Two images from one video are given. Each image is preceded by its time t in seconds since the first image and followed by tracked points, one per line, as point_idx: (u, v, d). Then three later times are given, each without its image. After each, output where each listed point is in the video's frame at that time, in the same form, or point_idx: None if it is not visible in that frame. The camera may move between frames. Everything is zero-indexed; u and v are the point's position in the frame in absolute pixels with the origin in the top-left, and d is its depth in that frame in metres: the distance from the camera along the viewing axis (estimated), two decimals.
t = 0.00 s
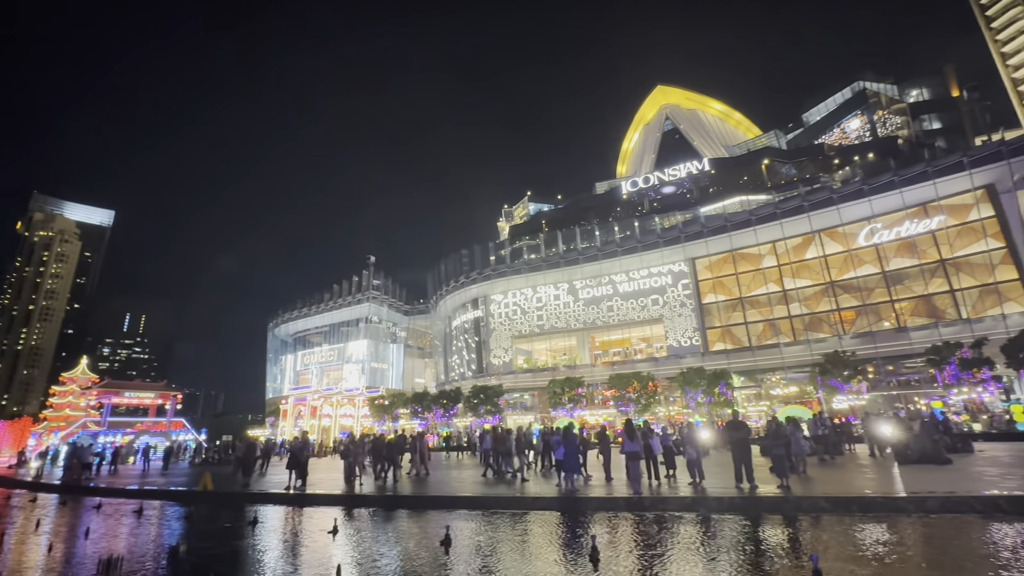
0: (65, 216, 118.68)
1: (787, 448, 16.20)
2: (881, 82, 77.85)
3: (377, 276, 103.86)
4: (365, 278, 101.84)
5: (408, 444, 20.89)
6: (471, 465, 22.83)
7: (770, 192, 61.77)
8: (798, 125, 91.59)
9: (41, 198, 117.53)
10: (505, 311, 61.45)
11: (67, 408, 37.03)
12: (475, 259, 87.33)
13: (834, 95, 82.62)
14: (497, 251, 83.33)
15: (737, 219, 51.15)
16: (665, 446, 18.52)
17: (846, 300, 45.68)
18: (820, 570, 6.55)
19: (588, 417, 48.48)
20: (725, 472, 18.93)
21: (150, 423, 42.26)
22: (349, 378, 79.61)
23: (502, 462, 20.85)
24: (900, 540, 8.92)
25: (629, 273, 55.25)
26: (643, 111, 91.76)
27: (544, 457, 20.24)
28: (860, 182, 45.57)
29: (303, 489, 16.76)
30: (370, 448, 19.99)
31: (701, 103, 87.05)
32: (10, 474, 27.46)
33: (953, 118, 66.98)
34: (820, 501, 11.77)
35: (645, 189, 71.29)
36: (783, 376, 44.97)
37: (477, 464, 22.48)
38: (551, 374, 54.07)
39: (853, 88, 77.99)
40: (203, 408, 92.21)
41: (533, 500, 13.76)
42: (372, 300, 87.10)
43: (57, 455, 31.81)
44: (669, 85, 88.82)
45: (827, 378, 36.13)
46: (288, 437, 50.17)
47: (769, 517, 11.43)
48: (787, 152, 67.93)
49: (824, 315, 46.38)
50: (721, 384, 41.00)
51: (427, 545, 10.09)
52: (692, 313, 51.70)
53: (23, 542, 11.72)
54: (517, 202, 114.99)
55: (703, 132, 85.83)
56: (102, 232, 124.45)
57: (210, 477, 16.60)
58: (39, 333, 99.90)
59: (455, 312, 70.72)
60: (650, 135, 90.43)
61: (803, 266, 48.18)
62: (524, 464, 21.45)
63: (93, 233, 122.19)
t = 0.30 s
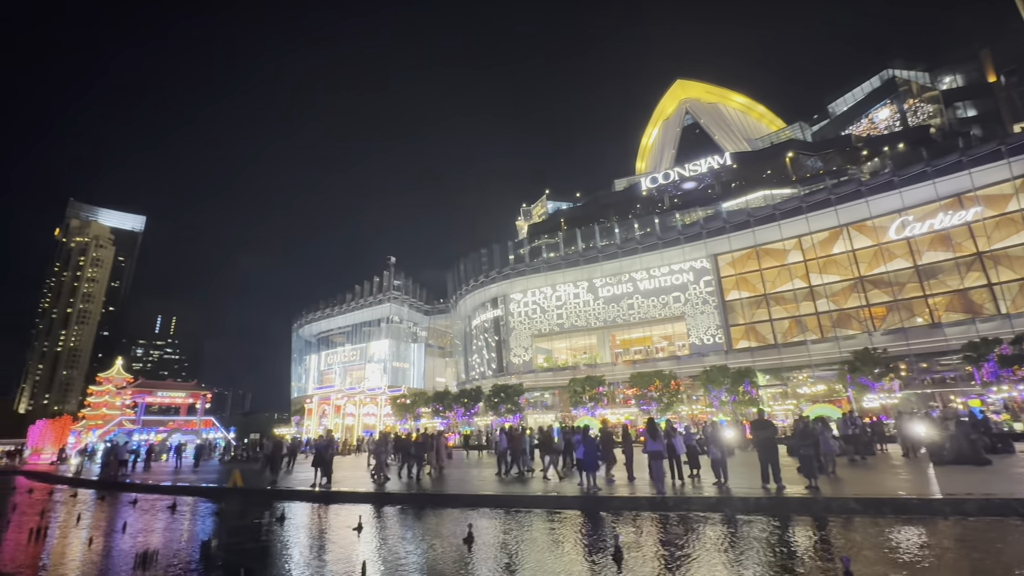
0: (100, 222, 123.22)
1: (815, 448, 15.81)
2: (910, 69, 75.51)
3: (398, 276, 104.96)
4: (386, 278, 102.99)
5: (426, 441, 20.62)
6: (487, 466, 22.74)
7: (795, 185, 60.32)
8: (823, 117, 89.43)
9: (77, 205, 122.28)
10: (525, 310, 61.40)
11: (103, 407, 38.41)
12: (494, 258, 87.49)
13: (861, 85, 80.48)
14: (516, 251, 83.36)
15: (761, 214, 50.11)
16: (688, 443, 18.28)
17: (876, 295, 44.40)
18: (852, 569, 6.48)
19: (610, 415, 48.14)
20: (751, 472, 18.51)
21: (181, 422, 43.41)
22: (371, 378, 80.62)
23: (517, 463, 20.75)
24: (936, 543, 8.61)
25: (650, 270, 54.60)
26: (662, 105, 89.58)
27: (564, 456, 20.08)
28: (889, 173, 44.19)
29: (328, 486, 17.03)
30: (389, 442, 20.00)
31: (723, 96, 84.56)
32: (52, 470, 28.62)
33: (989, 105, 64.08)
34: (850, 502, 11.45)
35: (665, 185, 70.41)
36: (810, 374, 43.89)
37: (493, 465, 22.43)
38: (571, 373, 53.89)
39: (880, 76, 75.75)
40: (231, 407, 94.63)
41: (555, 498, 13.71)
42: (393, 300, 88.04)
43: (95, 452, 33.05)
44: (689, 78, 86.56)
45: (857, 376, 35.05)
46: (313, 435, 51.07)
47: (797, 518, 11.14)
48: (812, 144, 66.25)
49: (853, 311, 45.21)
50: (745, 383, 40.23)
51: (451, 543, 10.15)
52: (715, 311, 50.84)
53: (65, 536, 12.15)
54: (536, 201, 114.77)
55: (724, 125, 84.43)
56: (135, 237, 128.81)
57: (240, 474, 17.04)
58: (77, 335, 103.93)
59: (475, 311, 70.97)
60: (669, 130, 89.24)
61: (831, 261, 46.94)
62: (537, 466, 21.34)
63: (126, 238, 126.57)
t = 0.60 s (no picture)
0: (128, 227, 126.93)
1: (841, 449, 15.40)
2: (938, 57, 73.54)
3: (415, 276, 105.73)
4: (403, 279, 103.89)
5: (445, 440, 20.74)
6: (499, 465, 22.66)
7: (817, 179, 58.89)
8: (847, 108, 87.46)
9: (106, 210, 126.21)
10: (542, 309, 61.21)
11: (133, 405, 39.50)
12: (511, 258, 87.47)
13: (885, 75, 78.44)
14: (532, 250, 83.25)
15: (782, 209, 49.11)
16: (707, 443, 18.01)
17: (904, 292, 43.24)
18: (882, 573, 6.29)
19: (628, 415, 47.71)
20: (773, 473, 18.15)
21: (207, 421, 44.41)
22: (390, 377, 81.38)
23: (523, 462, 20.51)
24: (968, 547, 8.29)
25: (668, 268, 53.89)
26: (679, 100, 89.42)
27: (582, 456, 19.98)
28: (916, 165, 42.90)
29: (349, 484, 17.17)
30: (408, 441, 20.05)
31: (742, 91, 85.32)
32: (85, 467, 29.54)
33: None
34: (878, 504, 11.11)
35: (683, 181, 69.56)
36: (835, 373, 42.86)
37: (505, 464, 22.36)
38: (589, 372, 53.59)
39: (906, 66, 73.82)
40: (255, 406, 96.46)
41: (574, 498, 13.61)
42: (410, 300, 88.70)
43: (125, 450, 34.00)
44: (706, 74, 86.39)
45: (884, 375, 34.01)
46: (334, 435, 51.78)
47: (823, 521, 10.86)
48: (834, 137, 64.71)
49: (879, 308, 44.15)
50: (767, 381, 39.38)
51: (471, 542, 10.11)
52: (735, 309, 49.97)
53: (97, 531, 12.49)
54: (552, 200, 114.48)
55: (743, 121, 81.90)
56: (161, 240, 132.24)
57: (264, 472, 17.33)
58: (107, 336, 107.10)
59: (492, 311, 71.05)
60: (686, 127, 87.88)
61: (856, 257, 45.82)
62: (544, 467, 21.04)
63: (152, 242, 129.97)
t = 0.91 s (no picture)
0: (150, 231, 129.89)
1: (864, 451, 15.01)
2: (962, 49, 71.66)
3: (429, 277, 106.34)
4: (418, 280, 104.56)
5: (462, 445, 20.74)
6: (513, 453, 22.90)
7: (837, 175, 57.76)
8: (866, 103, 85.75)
9: (129, 214, 129.32)
10: (556, 309, 61.05)
11: (156, 405, 40.48)
12: (525, 258, 87.46)
13: (907, 68, 76.73)
14: (546, 250, 83.11)
15: (800, 206, 48.28)
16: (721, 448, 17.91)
17: (927, 290, 42.21)
18: None
19: (644, 416, 47.25)
20: (794, 475, 17.78)
21: (227, 420, 45.19)
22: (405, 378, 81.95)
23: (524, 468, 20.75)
24: (999, 553, 7.98)
25: (684, 267, 53.30)
26: (693, 98, 88.23)
27: (597, 458, 19.83)
28: (940, 159, 41.77)
29: (366, 484, 17.30)
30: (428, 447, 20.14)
31: (757, 87, 83.66)
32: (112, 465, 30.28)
33: None
34: (903, 507, 10.79)
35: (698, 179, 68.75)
36: (856, 373, 41.85)
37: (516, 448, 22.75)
38: (604, 372, 53.28)
39: (928, 58, 72.20)
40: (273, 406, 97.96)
41: (591, 498, 13.52)
42: (425, 301, 89.23)
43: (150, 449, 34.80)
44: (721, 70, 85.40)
45: (908, 375, 33.20)
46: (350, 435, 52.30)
47: (845, 523, 10.60)
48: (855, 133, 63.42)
49: (902, 306, 43.11)
50: (786, 381, 38.69)
51: (488, 542, 10.04)
52: (753, 308, 49.25)
53: (123, 527, 12.75)
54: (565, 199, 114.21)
55: (760, 117, 80.79)
56: (181, 243, 135.00)
57: (282, 471, 17.52)
58: (131, 338, 109.70)
59: (506, 311, 71.10)
60: (701, 124, 86.87)
61: (877, 254, 44.84)
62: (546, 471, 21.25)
63: (173, 245, 132.76)
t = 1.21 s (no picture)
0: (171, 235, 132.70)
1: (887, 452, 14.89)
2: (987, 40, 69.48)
3: (443, 279, 106.83)
4: (432, 281, 105.17)
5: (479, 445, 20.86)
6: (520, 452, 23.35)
7: (856, 173, 56.74)
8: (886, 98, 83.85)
9: (151, 219, 132.24)
10: (570, 310, 60.93)
11: (176, 405, 40.49)
12: (538, 259, 87.42)
13: (928, 62, 74.91)
14: (558, 251, 83.02)
15: (818, 204, 47.16)
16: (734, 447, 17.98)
17: (952, 289, 41.39)
18: None
19: (659, 417, 45.91)
20: (815, 477, 17.52)
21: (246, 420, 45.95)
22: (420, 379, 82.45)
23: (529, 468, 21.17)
24: None
25: (699, 267, 52.66)
26: (707, 96, 87.17)
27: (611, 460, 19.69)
28: (965, 154, 40.14)
29: (382, 484, 17.41)
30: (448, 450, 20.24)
31: (773, 83, 81.56)
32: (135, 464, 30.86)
33: None
34: (928, 511, 10.51)
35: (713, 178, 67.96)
36: (877, 374, 40.99)
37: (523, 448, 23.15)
38: (618, 374, 53.13)
39: (951, 51, 70.33)
40: (291, 406, 99.28)
41: (606, 500, 13.46)
42: (439, 302, 89.67)
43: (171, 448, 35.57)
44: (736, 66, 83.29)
45: (931, 376, 32.44)
46: (366, 435, 52.72)
47: (868, 528, 10.32)
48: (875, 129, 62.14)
49: (925, 306, 42.29)
50: (805, 383, 38.09)
51: (503, 543, 10.00)
52: (770, 308, 48.58)
53: (149, 525, 13.05)
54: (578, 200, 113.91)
55: (776, 114, 80.24)
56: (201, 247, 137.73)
57: (300, 471, 17.67)
58: (153, 340, 112.16)
59: (519, 312, 71.21)
60: (715, 123, 85.99)
61: (899, 253, 44.10)
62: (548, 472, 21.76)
63: (193, 249, 135.41)
